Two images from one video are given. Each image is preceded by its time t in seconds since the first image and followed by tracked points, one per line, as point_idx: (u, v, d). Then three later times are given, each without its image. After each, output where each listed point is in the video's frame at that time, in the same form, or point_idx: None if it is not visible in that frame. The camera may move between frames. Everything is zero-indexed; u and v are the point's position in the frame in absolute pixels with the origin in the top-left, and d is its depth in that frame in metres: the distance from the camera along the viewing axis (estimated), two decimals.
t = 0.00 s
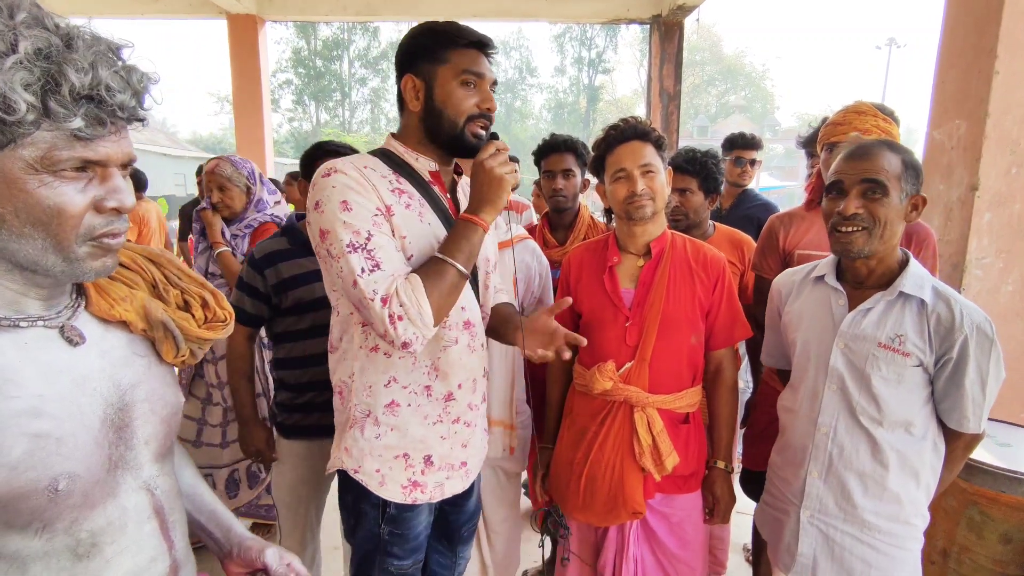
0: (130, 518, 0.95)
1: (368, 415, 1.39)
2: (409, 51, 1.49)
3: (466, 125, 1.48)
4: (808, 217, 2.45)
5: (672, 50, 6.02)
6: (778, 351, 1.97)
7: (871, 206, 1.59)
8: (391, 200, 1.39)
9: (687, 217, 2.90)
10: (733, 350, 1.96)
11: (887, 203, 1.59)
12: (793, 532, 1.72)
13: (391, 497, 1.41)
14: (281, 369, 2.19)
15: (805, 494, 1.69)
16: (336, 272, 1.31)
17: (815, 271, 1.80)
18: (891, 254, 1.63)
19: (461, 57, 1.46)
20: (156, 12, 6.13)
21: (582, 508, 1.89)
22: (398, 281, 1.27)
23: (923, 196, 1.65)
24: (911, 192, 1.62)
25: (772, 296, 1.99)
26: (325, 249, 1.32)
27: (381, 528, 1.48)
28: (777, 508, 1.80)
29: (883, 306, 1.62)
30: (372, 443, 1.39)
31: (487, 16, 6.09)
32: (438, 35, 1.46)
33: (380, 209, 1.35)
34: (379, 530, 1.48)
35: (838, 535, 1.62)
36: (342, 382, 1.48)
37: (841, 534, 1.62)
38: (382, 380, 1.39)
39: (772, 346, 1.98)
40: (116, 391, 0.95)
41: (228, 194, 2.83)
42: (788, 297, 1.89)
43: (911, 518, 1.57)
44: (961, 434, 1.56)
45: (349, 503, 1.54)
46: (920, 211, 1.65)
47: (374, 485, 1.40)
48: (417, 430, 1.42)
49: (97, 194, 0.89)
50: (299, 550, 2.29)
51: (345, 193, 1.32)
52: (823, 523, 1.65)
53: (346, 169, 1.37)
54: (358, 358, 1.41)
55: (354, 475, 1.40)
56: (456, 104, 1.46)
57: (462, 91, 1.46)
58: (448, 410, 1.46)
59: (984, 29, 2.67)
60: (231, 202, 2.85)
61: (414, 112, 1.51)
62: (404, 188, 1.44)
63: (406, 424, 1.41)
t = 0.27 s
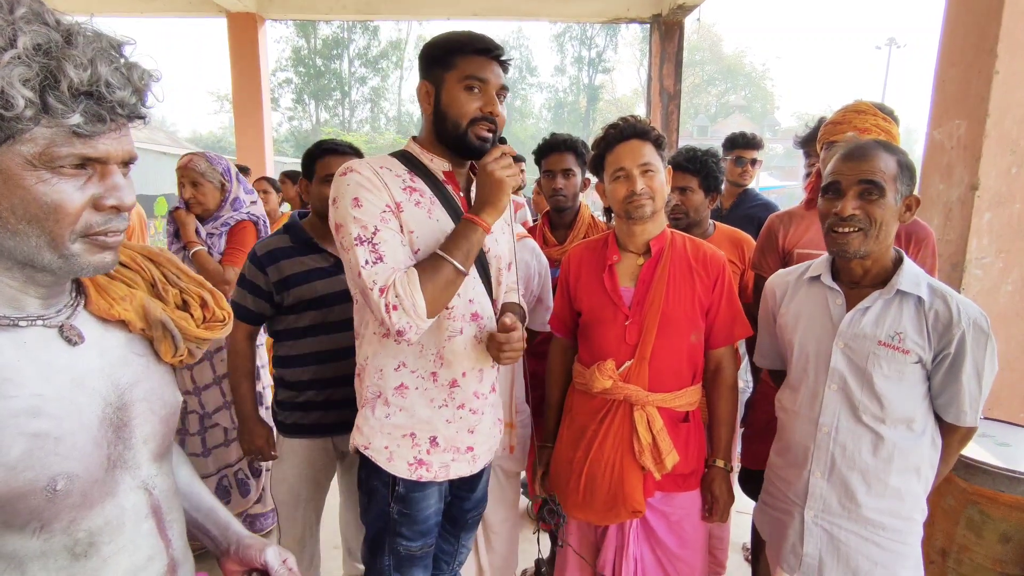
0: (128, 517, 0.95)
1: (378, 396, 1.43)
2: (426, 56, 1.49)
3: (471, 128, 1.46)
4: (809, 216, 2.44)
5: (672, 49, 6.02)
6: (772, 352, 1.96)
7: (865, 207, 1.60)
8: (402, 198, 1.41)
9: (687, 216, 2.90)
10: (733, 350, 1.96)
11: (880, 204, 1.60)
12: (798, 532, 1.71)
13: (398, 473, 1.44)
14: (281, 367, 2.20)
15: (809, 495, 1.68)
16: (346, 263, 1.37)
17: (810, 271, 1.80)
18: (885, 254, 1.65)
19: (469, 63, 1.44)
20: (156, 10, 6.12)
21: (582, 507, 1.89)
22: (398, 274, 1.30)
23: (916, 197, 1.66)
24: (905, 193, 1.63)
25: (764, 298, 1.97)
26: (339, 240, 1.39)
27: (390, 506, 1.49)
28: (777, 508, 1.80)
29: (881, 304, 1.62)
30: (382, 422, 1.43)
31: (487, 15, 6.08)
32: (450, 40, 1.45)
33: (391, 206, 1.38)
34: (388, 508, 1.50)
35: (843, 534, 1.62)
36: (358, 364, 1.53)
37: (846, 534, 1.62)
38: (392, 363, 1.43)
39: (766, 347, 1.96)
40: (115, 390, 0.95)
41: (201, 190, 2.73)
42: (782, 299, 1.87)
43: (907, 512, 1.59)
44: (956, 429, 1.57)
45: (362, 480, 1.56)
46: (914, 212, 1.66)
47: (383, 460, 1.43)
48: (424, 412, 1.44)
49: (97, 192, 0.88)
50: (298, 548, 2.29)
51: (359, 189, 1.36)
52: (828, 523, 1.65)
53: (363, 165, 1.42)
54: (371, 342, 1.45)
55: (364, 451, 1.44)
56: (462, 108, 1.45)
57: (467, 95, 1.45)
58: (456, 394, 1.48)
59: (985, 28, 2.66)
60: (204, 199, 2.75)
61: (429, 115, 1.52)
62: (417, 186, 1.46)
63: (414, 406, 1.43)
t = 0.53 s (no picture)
0: (123, 517, 0.95)
1: (381, 384, 1.46)
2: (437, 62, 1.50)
3: (475, 134, 1.47)
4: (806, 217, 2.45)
5: (671, 50, 6.02)
6: (767, 354, 1.97)
7: (848, 204, 1.60)
8: (407, 193, 1.41)
9: (686, 216, 2.90)
10: (733, 349, 1.96)
11: (865, 203, 1.59)
12: (797, 532, 1.71)
13: (397, 459, 1.45)
14: (281, 366, 2.19)
15: (808, 494, 1.68)
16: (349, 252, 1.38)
17: (806, 271, 1.81)
18: (878, 254, 1.65)
19: (475, 72, 1.45)
20: (155, 10, 6.11)
21: (580, 505, 1.89)
22: (393, 263, 1.30)
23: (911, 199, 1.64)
24: (896, 194, 1.62)
25: (761, 299, 1.96)
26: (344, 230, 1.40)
27: (395, 496, 1.51)
28: (777, 508, 1.80)
29: (877, 303, 1.63)
30: (383, 409, 1.45)
31: (486, 15, 6.08)
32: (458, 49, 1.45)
33: (396, 200, 1.38)
34: (393, 499, 1.51)
35: (843, 533, 1.62)
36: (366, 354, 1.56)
37: (846, 533, 1.62)
38: (394, 353, 1.45)
39: (764, 348, 1.97)
40: (110, 389, 0.95)
41: (169, 183, 2.57)
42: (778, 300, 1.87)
43: (905, 511, 1.59)
44: (953, 427, 1.58)
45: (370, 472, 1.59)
46: (907, 213, 1.64)
47: (383, 447, 1.45)
48: (424, 401, 1.45)
49: (95, 197, 0.88)
50: (297, 548, 2.29)
51: (365, 182, 1.37)
52: (828, 522, 1.65)
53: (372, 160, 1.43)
54: (376, 331, 1.48)
55: (366, 437, 1.47)
56: (468, 115, 1.45)
57: (473, 104, 1.45)
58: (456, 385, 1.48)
59: (983, 29, 2.67)
60: (175, 193, 2.58)
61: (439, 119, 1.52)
62: (424, 184, 1.46)
63: (414, 395, 1.44)
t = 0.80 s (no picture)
0: (112, 519, 0.95)
1: (385, 383, 1.46)
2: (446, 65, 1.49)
3: (485, 143, 1.48)
4: (801, 217, 2.45)
5: (669, 50, 6.03)
6: (767, 350, 1.97)
7: (831, 205, 1.62)
8: (408, 191, 1.42)
9: (683, 217, 2.90)
10: (730, 350, 1.96)
11: (849, 204, 1.60)
12: (790, 531, 1.71)
13: (401, 458, 1.45)
14: (278, 366, 2.18)
15: (801, 493, 1.69)
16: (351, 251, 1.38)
17: (802, 271, 1.81)
18: (872, 254, 1.65)
19: (489, 82, 1.45)
20: (152, 9, 6.10)
21: (578, 507, 1.90)
22: (397, 259, 1.30)
23: (905, 199, 1.62)
24: (886, 194, 1.61)
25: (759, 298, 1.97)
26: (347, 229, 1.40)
27: (397, 497, 1.50)
28: (772, 507, 1.80)
29: (871, 304, 1.63)
30: (387, 408, 1.45)
31: (484, 15, 6.08)
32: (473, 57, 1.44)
33: (398, 199, 1.39)
34: (395, 500, 1.51)
35: (837, 533, 1.63)
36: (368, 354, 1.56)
37: (839, 532, 1.62)
38: (397, 351, 1.45)
39: (761, 345, 1.97)
40: (100, 390, 0.95)
41: (148, 182, 2.33)
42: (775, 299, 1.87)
43: (898, 511, 1.59)
44: (948, 428, 1.58)
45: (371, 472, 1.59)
46: (899, 213, 1.62)
47: (388, 446, 1.45)
48: (428, 399, 1.45)
49: (88, 205, 0.88)
50: (293, 550, 2.28)
51: (366, 181, 1.37)
52: (820, 522, 1.65)
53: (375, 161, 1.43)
54: (379, 330, 1.49)
55: (370, 437, 1.47)
56: (478, 125, 1.46)
57: (485, 114, 1.45)
58: (458, 382, 1.48)
59: (979, 31, 2.68)
60: (153, 192, 2.34)
61: (444, 122, 1.51)
62: (426, 184, 1.46)
63: (418, 393, 1.45)
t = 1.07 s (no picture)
0: (100, 521, 0.94)
1: (392, 392, 1.45)
2: (440, 68, 1.47)
3: (485, 149, 1.50)
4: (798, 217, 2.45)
5: (667, 51, 6.03)
6: (765, 349, 1.97)
7: (825, 205, 1.63)
8: (398, 197, 1.41)
9: (680, 217, 2.90)
10: (726, 350, 1.96)
11: (843, 202, 1.60)
12: (786, 530, 1.72)
13: (414, 466, 1.44)
14: (275, 366, 2.18)
15: (797, 492, 1.69)
16: (348, 264, 1.36)
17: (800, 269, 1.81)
18: (870, 253, 1.65)
19: (490, 89, 1.46)
20: (148, 9, 6.08)
21: (575, 508, 1.89)
22: (401, 265, 1.29)
23: (899, 197, 1.61)
24: (879, 193, 1.61)
25: (756, 295, 1.98)
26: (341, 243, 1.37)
27: (400, 502, 1.50)
28: (770, 507, 1.80)
29: (866, 302, 1.63)
30: (396, 417, 1.44)
31: (482, 15, 6.07)
32: (474, 62, 1.44)
33: (390, 205, 1.37)
34: (398, 504, 1.50)
35: (833, 532, 1.63)
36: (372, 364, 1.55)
37: (835, 531, 1.62)
38: (402, 359, 1.44)
39: (759, 344, 1.97)
40: (88, 391, 0.94)
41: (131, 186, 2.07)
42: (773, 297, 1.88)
43: (895, 510, 1.59)
44: (946, 427, 1.58)
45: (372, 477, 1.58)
46: (894, 211, 1.61)
47: (400, 456, 1.44)
48: (436, 405, 1.44)
49: (80, 207, 0.88)
50: (290, 551, 2.27)
51: (357, 191, 1.35)
52: (816, 521, 1.65)
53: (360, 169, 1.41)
54: (382, 340, 1.47)
55: (382, 447, 1.46)
56: (478, 131, 1.47)
57: (485, 121, 1.46)
58: (464, 385, 1.48)
59: (975, 31, 2.69)
60: (139, 197, 2.09)
61: (437, 125, 1.50)
62: (415, 187, 1.45)
63: (426, 399, 1.44)
